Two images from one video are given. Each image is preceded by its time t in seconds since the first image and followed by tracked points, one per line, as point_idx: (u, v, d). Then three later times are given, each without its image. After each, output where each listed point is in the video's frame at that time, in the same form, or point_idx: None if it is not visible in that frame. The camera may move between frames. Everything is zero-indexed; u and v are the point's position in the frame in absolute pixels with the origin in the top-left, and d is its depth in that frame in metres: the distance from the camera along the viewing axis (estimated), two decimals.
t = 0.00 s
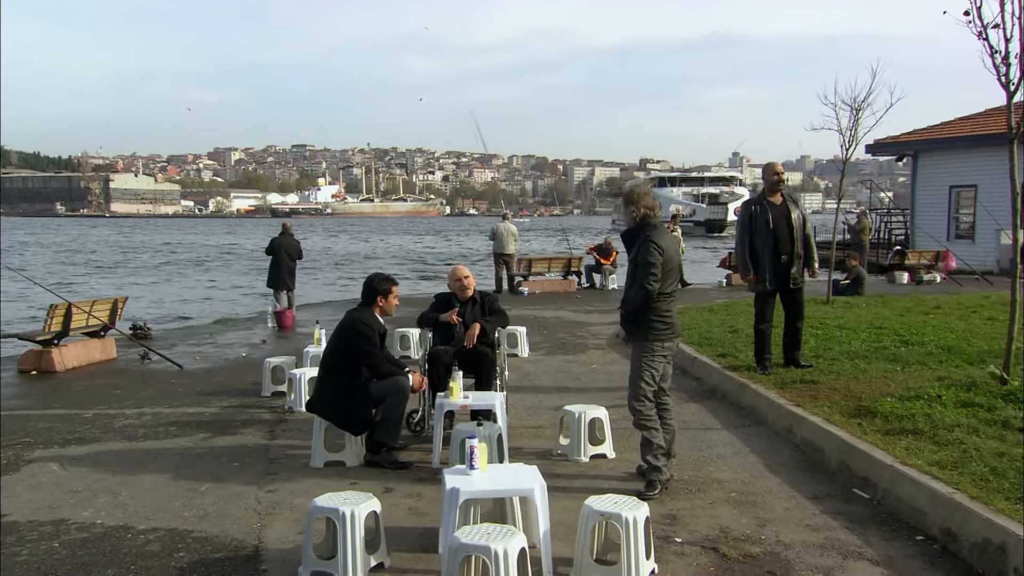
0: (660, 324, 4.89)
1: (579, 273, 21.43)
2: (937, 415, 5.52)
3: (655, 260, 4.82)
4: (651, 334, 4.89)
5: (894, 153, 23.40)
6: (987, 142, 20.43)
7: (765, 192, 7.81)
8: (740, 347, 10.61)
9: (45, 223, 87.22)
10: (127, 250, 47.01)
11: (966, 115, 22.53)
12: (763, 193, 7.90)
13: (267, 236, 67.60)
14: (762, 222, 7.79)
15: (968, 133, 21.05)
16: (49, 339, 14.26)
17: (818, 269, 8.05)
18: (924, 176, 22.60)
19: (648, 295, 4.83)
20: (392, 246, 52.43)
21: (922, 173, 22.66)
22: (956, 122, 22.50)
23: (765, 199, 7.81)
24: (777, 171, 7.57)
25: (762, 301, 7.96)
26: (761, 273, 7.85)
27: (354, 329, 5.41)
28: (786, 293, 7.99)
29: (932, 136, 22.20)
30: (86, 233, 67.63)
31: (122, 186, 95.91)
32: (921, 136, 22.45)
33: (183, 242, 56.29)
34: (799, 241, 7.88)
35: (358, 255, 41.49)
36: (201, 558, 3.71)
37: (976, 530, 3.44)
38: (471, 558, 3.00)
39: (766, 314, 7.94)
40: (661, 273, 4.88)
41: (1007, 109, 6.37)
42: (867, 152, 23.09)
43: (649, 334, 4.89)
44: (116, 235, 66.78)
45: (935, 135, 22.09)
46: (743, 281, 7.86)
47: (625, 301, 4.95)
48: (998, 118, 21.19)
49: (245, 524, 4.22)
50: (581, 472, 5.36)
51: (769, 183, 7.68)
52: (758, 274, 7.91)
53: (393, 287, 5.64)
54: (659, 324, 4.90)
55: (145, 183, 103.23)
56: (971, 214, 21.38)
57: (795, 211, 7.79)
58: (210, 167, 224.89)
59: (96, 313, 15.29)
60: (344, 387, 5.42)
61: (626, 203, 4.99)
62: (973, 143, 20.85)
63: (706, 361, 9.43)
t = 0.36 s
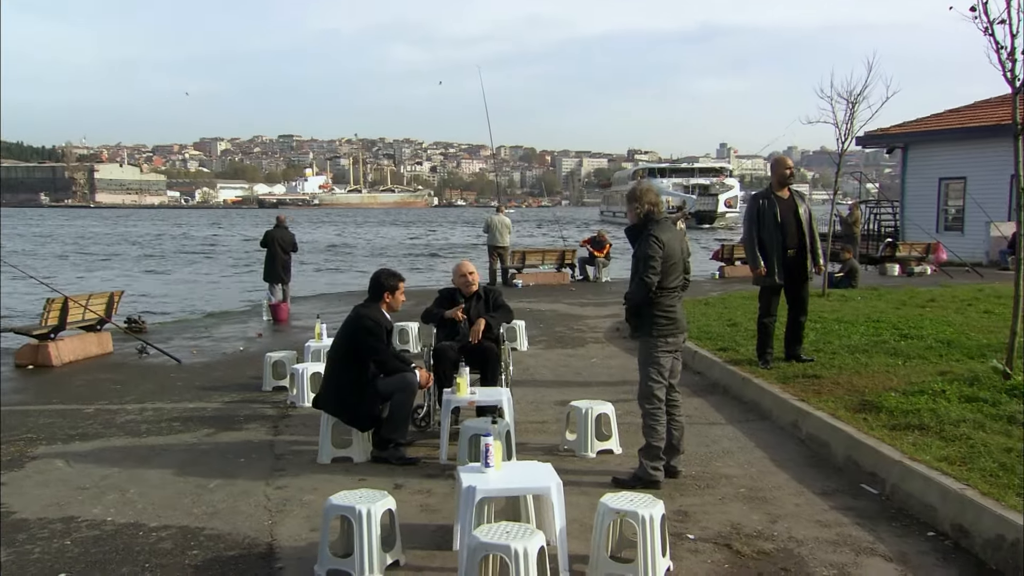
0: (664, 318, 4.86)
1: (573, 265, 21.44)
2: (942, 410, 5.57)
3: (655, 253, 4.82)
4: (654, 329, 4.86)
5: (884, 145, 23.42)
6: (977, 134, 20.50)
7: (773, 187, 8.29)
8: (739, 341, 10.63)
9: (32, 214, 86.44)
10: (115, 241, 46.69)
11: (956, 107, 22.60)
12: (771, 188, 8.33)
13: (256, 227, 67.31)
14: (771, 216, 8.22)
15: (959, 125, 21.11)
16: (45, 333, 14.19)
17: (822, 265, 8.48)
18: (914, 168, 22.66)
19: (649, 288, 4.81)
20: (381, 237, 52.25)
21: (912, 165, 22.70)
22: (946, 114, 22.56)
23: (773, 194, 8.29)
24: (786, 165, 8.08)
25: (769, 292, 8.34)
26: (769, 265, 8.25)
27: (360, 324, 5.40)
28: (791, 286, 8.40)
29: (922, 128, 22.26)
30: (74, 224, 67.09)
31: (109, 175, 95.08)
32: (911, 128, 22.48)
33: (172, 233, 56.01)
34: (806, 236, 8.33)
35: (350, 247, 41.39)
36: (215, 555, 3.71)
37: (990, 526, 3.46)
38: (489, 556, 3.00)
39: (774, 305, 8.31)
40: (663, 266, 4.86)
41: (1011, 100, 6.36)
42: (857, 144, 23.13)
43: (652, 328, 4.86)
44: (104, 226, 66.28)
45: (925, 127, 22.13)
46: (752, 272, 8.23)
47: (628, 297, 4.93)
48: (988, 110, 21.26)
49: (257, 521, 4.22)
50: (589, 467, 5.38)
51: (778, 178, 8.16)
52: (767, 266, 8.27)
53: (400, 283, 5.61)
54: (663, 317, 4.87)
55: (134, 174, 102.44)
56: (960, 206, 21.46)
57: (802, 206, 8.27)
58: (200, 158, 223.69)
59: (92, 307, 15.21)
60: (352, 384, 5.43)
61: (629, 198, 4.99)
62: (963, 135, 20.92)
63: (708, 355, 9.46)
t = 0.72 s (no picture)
0: (662, 315, 4.68)
1: (567, 257, 21.46)
2: (949, 405, 5.62)
3: (657, 250, 4.64)
4: (654, 326, 4.68)
5: (875, 137, 23.47)
6: (968, 126, 20.57)
7: (779, 180, 8.30)
8: (740, 334, 10.67)
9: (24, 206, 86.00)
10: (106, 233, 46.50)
11: (946, 99, 22.68)
12: (777, 181, 8.34)
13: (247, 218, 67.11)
14: (777, 210, 8.24)
15: (950, 116, 21.17)
16: (44, 326, 14.12)
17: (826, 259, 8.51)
18: (906, 160, 22.72)
19: (647, 286, 4.62)
20: (373, 229, 52.19)
21: (904, 157, 22.75)
22: (937, 106, 22.63)
23: (779, 188, 8.30)
24: (793, 159, 8.09)
25: (774, 286, 8.37)
26: (774, 258, 8.28)
27: (369, 319, 5.41)
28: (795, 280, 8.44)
29: (913, 120, 22.31)
30: (65, 215, 66.75)
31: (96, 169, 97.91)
32: (902, 120, 22.53)
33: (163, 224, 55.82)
34: (810, 230, 8.36)
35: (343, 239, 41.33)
36: (231, 552, 3.71)
37: (1004, 521, 3.49)
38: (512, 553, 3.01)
39: (778, 298, 8.34)
40: (664, 262, 4.68)
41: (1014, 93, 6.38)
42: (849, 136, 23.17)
43: (652, 326, 4.68)
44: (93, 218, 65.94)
45: (917, 119, 22.18)
46: (757, 265, 8.26)
47: (627, 293, 4.75)
48: (978, 102, 21.35)
49: (271, 517, 4.22)
50: (598, 461, 5.40)
51: (785, 171, 8.17)
52: (770, 259, 8.30)
53: (409, 277, 5.62)
54: (662, 314, 4.68)
55: (124, 164, 101.79)
56: (951, 197, 21.53)
57: (807, 200, 8.29)
58: (189, 148, 222.62)
59: (90, 301, 15.17)
60: (356, 379, 5.41)
61: (632, 192, 4.78)
62: (954, 127, 20.98)
63: (709, 348, 9.49)
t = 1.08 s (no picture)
0: (676, 313, 4.70)
1: (563, 251, 21.47)
2: (958, 400, 5.66)
3: (671, 248, 4.64)
4: (668, 324, 4.69)
5: (869, 130, 23.50)
6: (961, 120, 20.63)
7: (784, 175, 8.30)
8: (742, 329, 10.70)
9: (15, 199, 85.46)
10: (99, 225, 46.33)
11: (939, 93, 22.74)
12: (782, 176, 8.33)
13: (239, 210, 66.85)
14: (781, 205, 8.24)
15: (943, 110, 21.22)
16: (44, 321, 14.09)
17: (831, 254, 8.52)
18: (898, 154, 22.77)
19: (663, 284, 4.64)
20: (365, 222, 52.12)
21: (896, 150, 22.80)
22: (930, 100, 22.68)
23: (783, 183, 8.30)
24: (797, 155, 8.08)
25: (778, 281, 8.39)
26: (778, 254, 8.30)
27: (379, 316, 5.41)
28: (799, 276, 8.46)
29: (906, 114, 22.35)
30: (54, 208, 66.24)
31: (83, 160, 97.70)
32: (896, 113, 22.57)
33: (154, 217, 55.56)
34: (815, 225, 8.38)
35: (337, 232, 41.24)
36: (250, 549, 3.71)
37: (1021, 517, 3.52)
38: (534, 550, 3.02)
39: (782, 293, 8.37)
40: (678, 261, 4.69)
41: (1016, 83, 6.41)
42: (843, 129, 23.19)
43: (666, 323, 4.69)
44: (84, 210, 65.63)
45: (910, 112, 22.22)
46: (761, 261, 8.29)
47: (641, 291, 4.77)
48: (971, 96, 21.41)
49: (286, 513, 4.23)
50: (609, 457, 5.42)
51: (789, 166, 8.16)
52: (775, 255, 8.33)
53: (419, 274, 5.62)
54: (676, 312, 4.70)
55: (111, 156, 101.12)
56: (944, 191, 21.58)
57: (812, 195, 8.29)
58: (181, 140, 221.88)
59: (90, 296, 15.13)
60: (367, 376, 5.42)
61: (644, 190, 4.77)
62: (947, 120, 21.03)
63: (713, 343, 9.53)
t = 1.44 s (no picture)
0: (695, 311, 4.73)
1: (562, 247, 21.49)
2: (969, 398, 5.69)
3: (689, 247, 4.66)
4: (686, 322, 4.74)
5: (865, 126, 23.51)
6: (957, 116, 20.65)
7: (790, 172, 8.30)
8: (747, 325, 10.72)
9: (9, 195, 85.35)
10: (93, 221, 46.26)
11: (935, 89, 22.76)
12: (789, 173, 8.32)
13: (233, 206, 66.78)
14: (787, 202, 8.25)
15: (938, 106, 21.24)
16: (48, 318, 14.09)
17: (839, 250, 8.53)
18: (894, 150, 22.79)
19: (681, 283, 4.67)
20: (360, 217, 52.07)
21: (892, 146, 22.82)
22: (925, 96, 22.69)
23: (790, 179, 8.30)
24: (803, 151, 8.08)
25: (785, 278, 8.42)
26: (786, 250, 8.32)
27: (394, 314, 5.42)
28: (806, 272, 8.49)
29: (901, 109, 22.36)
30: (47, 204, 65.96)
31: (68, 152, 99.07)
32: (892, 109, 22.58)
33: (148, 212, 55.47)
34: (822, 221, 8.38)
35: (333, 227, 41.24)
36: (271, 547, 3.73)
37: None
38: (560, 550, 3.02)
39: (789, 290, 8.41)
40: (696, 259, 4.72)
41: None
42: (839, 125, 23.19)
43: (684, 322, 4.74)
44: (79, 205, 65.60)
45: (905, 108, 22.24)
46: (769, 257, 8.31)
47: (659, 289, 4.80)
48: (966, 92, 21.43)
49: (305, 512, 4.24)
50: (622, 455, 5.44)
51: (796, 163, 8.16)
52: (782, 252, 8.35)
53: (432, 272, 5.62)
54: (695, 310, 4.74)
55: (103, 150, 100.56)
56: (939, 186, 21.59)
57: (818, 191, 8.30)
58: (177, 136, 221.47)
59: (93, 293, 15.12)
60: (383, 375, 5.44)
61: (661, 188, 4.78)
62: (942, 116, 21.04)
63: (719, 340, 9.54)
